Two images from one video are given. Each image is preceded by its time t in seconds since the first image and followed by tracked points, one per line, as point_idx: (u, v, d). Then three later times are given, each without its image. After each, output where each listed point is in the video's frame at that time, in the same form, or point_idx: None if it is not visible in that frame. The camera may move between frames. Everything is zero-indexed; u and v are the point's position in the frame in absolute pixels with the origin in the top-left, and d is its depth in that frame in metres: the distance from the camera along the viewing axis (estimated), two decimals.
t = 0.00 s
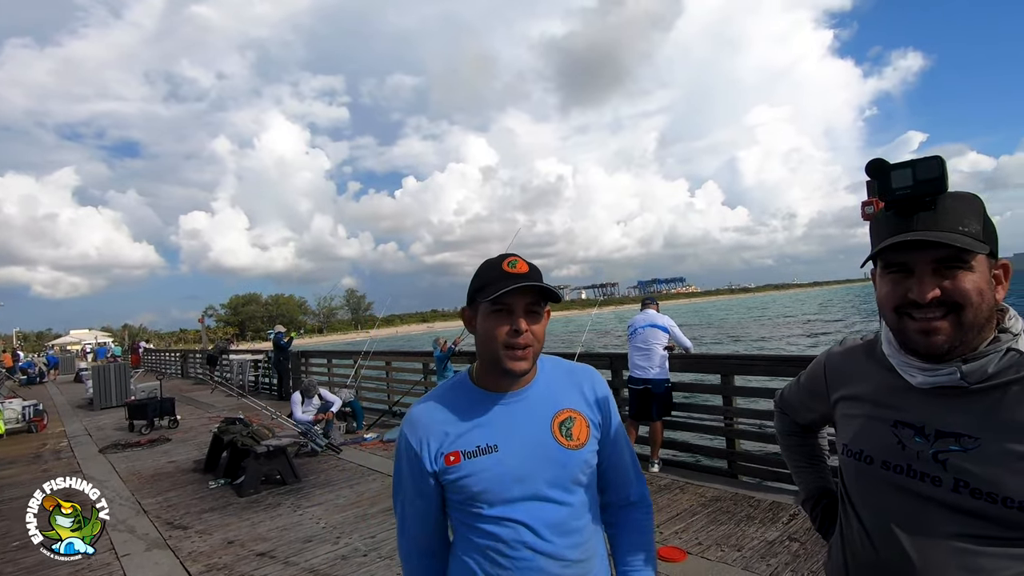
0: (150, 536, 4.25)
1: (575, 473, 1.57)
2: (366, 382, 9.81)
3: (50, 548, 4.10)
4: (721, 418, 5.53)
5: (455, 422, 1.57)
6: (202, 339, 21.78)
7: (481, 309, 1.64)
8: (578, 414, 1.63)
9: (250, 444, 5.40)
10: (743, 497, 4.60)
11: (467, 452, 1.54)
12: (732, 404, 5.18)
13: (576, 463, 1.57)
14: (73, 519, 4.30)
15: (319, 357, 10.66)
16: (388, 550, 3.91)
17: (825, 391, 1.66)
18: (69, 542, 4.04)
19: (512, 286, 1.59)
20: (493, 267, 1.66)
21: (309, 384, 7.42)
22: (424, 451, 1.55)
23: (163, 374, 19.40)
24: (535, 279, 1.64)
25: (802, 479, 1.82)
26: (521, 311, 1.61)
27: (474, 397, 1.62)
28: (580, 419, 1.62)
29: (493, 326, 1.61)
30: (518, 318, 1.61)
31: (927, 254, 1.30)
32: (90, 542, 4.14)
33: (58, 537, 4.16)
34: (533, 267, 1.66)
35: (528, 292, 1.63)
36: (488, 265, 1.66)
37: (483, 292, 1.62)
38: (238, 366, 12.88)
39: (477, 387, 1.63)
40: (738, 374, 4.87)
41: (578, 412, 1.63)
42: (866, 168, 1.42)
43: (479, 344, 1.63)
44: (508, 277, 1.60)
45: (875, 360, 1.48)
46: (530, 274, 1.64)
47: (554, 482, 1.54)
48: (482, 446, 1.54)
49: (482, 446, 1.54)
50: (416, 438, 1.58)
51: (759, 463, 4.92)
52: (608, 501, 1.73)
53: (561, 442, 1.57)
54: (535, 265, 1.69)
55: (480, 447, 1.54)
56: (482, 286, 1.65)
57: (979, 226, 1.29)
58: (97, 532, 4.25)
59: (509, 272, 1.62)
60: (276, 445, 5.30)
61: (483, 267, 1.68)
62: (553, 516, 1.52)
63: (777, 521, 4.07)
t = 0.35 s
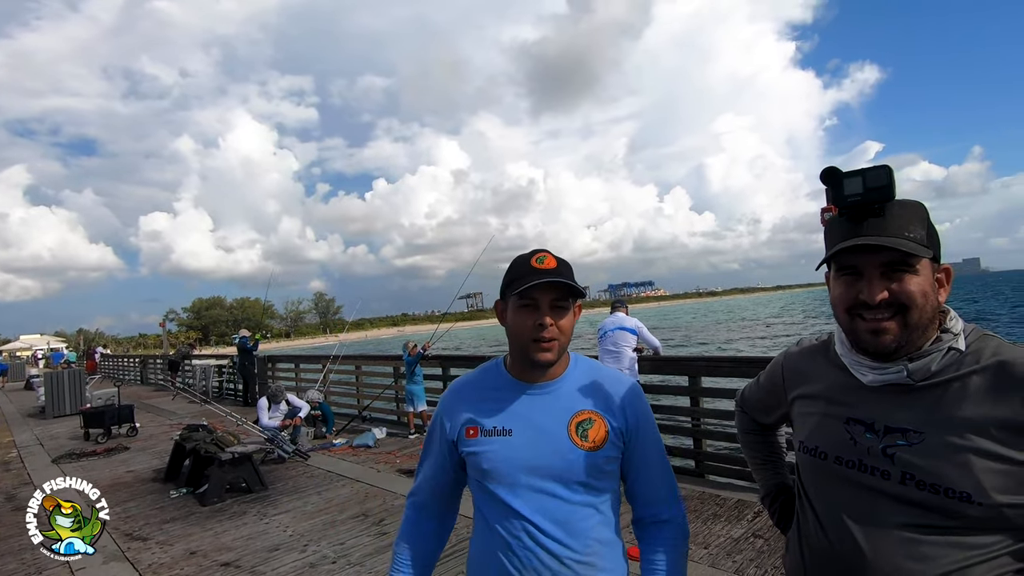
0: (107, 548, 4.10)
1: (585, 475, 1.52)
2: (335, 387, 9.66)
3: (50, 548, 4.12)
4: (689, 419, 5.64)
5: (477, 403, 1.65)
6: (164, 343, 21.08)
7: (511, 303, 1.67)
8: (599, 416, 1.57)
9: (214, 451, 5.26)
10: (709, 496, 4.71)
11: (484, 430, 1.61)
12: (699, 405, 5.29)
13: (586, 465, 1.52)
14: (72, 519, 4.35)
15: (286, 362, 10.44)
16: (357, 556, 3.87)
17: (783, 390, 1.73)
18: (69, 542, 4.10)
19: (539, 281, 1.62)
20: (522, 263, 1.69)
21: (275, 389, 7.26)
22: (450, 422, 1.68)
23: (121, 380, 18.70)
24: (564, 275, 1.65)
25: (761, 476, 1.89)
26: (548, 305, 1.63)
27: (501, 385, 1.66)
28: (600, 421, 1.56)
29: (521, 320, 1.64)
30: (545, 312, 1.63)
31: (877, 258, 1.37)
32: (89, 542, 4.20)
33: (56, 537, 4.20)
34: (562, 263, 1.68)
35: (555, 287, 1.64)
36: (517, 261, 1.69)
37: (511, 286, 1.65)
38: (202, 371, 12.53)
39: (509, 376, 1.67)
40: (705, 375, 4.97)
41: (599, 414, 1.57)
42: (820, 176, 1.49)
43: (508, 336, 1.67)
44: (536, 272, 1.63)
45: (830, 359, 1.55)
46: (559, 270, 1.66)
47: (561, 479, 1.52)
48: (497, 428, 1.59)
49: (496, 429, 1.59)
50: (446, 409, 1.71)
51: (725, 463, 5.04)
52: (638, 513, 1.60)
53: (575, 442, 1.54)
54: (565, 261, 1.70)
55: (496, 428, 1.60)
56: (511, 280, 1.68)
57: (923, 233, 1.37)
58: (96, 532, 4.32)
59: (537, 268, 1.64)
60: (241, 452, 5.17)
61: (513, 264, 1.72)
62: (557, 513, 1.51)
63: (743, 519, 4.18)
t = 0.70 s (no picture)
0: (64, 560, 3.94)
1: (596, 470, 1.55)
2: (306, 391, 9.49)
3: (50, 547, 4.12)
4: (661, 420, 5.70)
5: (500, 387, 1.71)
6: (127, 347, 20.39)
7: (530, 303, 1.68)
8: (615, 414, 1.60)
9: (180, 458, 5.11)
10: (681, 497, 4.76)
11: (505, 412, 1.67)
12: (671, 407, 5.34)
13: (598, 461, 1.56)
14: (73, 519, 4.33)
15: (256, 366, 10.22)
16: (328, 563, 3.81)
17: (749, 392, 1.78)
18: (69, 542, 4.08)
19: (555, 282, 1.62)
20: (541, 265, 1.70)
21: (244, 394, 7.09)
22: (472, 399, 1.74)
23: (81, 386, 18.04)
24: (581, 275, 1.65)
25: (729, 476, 1.94)
26: (566, 306, 1.64)
27: (524, 375, 1.71)
28: (616, 419, 1.59)
29: (539, 320, 1.65)
30: (563, 312, 1.64)
31: (836, 263, 1.42)
32: (88, 542, 4.18)
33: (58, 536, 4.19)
34: (579, 264, 1.67)
35: (574, 287, 1.64)
36: (536, 263, 1.71)
37: (529, 288, 1.67)
38: (167, 376, 12.16)
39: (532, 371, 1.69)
40: (677, 377, 5.03)
41: (617, 413, 1.60)
42: (783, 184, 1.54)
43: (528, 336, 1.69)
44: (553, 273, 1.64)
45: (795, 361, 1.60)
46: (576, 271, 1.65)
47: (571, 470, 1.55)
48: (517, 412, 1.65)
49: (516, 412, 1.65)
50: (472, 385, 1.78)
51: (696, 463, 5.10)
52: (660, 518, 1.62)
53: (589, 435, 1.58)
54: (583, 262, 1.69)
55: (516, 412, 1.66)
56: (530, 281, 1.69)
57: (880, 239, 1.43)
58: (96, 534, 4.28)
59: (554, 270, 1.65)
60: (208, 458, 5.04)
61: (533, 264, 1.73)
62: (564, 502, 1.54)
63: (712, 518, 4.24)
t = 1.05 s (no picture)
0: None
1: (588, 481, 1.56)
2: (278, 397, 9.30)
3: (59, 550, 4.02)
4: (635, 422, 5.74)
5: (498, 396, 1.70)
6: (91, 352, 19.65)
7: (542, 306, 1.69)
8: (611, 427, 1.61)
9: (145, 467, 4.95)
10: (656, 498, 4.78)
11: (501, 421, 1.65)
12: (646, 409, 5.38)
13: (591, 472, 1.56)
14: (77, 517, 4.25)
15: (227, 371, 9.98)
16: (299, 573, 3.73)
17: (720, 394, 1.82)
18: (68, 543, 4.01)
19: (571, 286, 1.63)
20: (556, 267, 1.70)
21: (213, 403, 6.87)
22: (471, 407, 1.72)
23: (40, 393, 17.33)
24: (597, 282, 1.66)
25: (700, 478, 1.97)
26: (580, 311, 1.64)
27: (525, 382, 1.71)
28: (613, 432, 1.61)
29: (552, 323, 1.65)
30: (576, 318, 1.64)
31: (803, 269, 1.46)
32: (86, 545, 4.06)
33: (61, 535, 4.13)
34: (593, 270, 1.68)
35: (588, 293, 1.65)
36: (552, 265, 1.71)
37: (544, 290, 1.67)
38: (133, 383, 11.77)
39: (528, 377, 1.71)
40: (651, 380, 5.06)
41: (613, 426, 1.61)
42: (753, 192, 1.57)
43: (537, 339, 1.69)
44: (569, 277, 1.64)
45: (764, 365, 1.64)
46: (591, 277, 1.66)
47: (565, 480, 1.55)
48: (514, 421, 1.64)
49: (513, 421, 1.64)
50: (469, 396, 1.76)
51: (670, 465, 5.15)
52: (642, 528, 1.64)
53: (585, 447, 1.58)
54: (596, 268, 1.70)
55: (512, 421, 1.64)
56: (544, 283, 1.69)
57: (845, 246, 1.47)
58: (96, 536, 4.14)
59: (571, 274, 1.65)
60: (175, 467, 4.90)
61: (548, 267, 1.74)
62: (555, 511, 1.54)
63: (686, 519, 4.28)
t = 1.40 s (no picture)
0: None
1: (571, 482, 1.57)
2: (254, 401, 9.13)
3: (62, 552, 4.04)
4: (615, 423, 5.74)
5: (473, 401, 1.67)
6: (57, 356, 19.03)
7: (509, 308, 1.70)
8: (591, 427, 1.62)
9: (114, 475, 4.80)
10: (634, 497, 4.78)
11: (479, 429, 1.62)
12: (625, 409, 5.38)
13: (574, 473, 1.57)
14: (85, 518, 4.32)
15: (201, 375, 9.75)
16: None
17: (698, 394, 1.83)
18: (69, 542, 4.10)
19: (534, 287, 1.64)
20: (523, 269, 1.72)
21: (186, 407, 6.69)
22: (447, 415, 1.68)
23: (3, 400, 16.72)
24: (562, 283, 1.66)
25: (679, 477, 1.99)
26: (544, 312, 1.64)
27: (500, 384, 1.69)
28: (593, 432, 1.62)
29: (517, 324, 1.66)
30: (540, 319, 1.64)
31: (778, 269, 1.49)
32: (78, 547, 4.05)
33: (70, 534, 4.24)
34: (561, 271, 1.68)
35: (553, 294, 1.65)
36: (520, 267, 1.72)
37: (510, 291, 1.69)
38: (102, 388, 11.44)
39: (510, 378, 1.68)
40: (630, 380, 5.08)
41: (593, 426, 1.63)
42: (730, 193, 1.59)
43: (505, 340, 1.70)
44: (533, 278, 1.65)
45: (742, 364, 1.65)
46: (557, 277, 1.66)
47: (548, 483, 1.55)
48: (492, 426, 1.61)
49: (492, 426, 1.61)
50: (445, 405, 1.70)
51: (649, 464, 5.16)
52: (617, 521, 1.70)
53: (566, 449, 1.59)
54: (565, 269, 1.70)
55: (491, 428, 1.61)
56: (511, 285, 1.71)
57: (819, 246, 1.50)
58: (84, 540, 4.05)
59: (535, 275, 1.66)
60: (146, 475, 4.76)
61: (517, 270, 1.75)
62: (539, 515, 1.53)
63: (665, 517, 4.29)
